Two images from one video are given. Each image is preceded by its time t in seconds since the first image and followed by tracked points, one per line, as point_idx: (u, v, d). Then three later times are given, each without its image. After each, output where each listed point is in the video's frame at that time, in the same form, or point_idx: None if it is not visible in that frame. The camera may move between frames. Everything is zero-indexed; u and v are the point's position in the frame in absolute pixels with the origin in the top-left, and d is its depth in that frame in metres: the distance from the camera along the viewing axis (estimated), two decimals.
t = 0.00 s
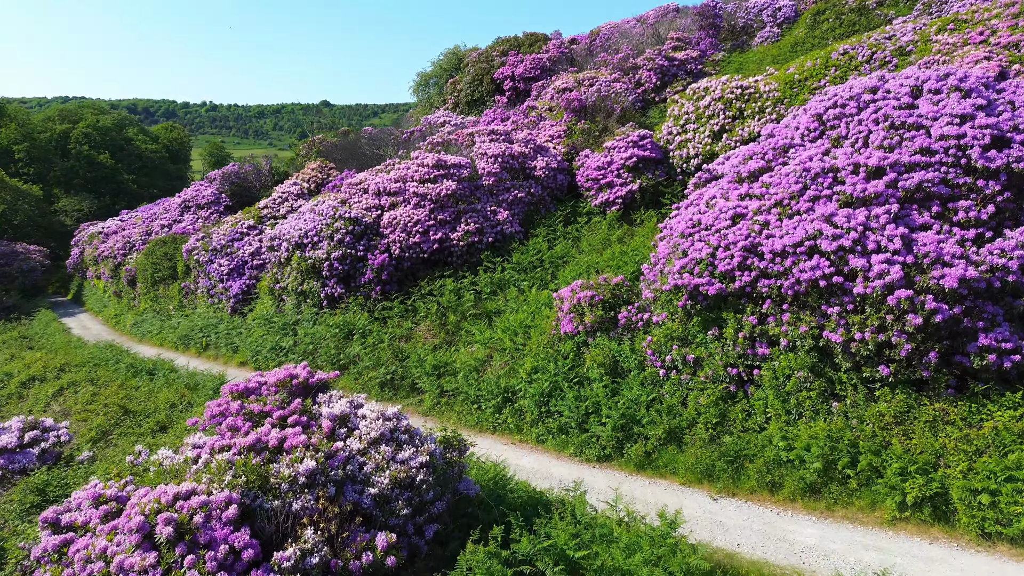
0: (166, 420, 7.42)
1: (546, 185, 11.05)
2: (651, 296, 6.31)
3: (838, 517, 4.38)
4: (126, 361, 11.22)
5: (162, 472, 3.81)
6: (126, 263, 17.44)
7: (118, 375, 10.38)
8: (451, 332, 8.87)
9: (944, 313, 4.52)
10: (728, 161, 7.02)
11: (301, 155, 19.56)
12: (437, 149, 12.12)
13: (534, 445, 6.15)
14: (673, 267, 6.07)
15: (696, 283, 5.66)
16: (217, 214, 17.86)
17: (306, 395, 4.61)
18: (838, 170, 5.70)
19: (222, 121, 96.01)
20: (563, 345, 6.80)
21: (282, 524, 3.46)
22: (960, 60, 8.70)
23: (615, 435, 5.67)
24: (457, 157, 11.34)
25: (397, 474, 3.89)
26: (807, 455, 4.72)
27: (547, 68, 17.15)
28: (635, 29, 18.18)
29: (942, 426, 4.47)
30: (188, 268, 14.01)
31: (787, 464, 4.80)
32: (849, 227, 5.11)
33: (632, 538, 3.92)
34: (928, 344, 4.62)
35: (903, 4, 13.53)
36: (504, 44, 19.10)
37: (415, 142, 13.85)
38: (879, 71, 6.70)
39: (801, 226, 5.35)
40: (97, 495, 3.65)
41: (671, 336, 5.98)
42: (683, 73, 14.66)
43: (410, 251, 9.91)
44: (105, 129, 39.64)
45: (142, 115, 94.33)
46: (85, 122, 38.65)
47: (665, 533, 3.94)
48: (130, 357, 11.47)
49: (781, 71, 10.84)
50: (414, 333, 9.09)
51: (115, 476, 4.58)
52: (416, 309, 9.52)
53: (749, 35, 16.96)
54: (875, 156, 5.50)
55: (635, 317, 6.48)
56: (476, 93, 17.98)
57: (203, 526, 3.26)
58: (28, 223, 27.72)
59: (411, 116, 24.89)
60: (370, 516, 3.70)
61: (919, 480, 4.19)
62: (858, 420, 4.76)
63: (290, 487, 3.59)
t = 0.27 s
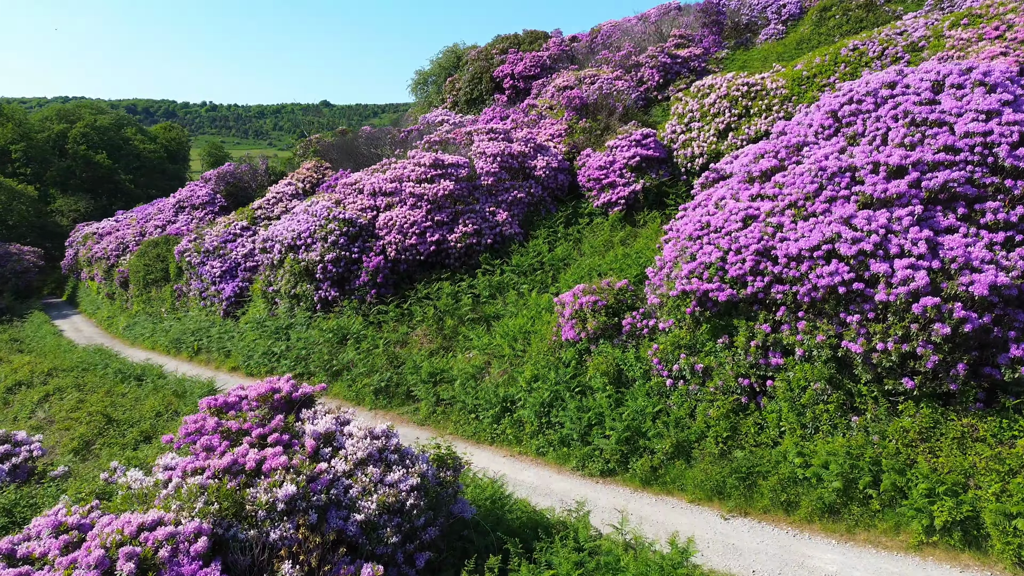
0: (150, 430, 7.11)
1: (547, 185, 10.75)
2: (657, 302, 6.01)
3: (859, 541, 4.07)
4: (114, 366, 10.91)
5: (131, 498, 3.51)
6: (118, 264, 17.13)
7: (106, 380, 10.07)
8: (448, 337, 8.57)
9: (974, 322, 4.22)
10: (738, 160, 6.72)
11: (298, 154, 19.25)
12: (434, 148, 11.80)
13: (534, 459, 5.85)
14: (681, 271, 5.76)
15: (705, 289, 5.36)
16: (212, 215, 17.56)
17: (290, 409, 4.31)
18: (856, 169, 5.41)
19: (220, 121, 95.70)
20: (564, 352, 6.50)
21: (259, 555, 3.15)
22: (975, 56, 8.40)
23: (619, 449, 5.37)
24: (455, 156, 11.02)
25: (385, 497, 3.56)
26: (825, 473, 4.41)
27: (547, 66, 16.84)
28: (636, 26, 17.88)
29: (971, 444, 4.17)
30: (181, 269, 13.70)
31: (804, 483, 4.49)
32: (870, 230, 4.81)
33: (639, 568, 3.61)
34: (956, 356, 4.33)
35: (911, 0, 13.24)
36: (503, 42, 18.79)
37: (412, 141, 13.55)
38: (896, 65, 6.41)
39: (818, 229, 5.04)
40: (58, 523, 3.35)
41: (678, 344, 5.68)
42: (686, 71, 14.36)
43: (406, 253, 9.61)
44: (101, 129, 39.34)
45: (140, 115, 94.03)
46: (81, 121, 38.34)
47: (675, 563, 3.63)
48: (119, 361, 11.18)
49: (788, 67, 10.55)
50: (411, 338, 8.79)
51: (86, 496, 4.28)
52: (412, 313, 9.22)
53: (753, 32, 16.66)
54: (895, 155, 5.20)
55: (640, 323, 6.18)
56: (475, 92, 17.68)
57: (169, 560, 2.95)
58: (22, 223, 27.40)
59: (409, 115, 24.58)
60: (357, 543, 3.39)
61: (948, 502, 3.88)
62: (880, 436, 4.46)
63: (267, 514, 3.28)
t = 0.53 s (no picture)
0: (134, 441, 6.81)
1: (547, 185, 10.44)
2: (664, 308, 5.71)
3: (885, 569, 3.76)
4: (103, 371, 10.61)
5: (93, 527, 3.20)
6: (111, 266, 16.82)
7: (92, 386, 9.77)
8: (445, 342, 8.28)
9: (1009, 333, 3.92)
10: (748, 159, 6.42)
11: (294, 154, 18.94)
12: (432, 147, 11.48)
13: (534, 473, 5.56)
14: (690, 276, 5.45)
15: (716, 295, 5.05)
16: (206, 215, 17.24)
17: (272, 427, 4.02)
18: (876, 169, 5.11)
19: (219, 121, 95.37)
20: (566, 360, 6.20)
21: None
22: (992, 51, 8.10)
23: (625, 465, 5.07)
24: (453, 155, 10.70)
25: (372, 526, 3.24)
26: (847, 493, 4.10)
27: (547, 64, 16.54)
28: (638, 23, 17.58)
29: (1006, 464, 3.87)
30: (173, 272, 13.39)
31: (824, 504, 4.18)
32: (893, 233, 4.51)
33: None
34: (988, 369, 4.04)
35: None
36: (503, 39, 18.48)
37: (410, 140, 13.24)
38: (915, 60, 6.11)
39: (837, 232, 4.75)
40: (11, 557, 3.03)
41: (687, 353, 5.38)
42: (689, 69, 14.06)
43: (402, 255, 9.31)
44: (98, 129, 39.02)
45: (139, 115, 93.71)
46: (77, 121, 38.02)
47: None
48: (107, 366, 10.88)
49: (796, 64, 10.25)
50: (406, 343, 8.50)
51: (52, 521, 3.98)
52: (408, 317, 8.92)
53: (757, 29, 16.36)
54: (919, 153, 4.90)
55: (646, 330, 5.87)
56: (474, 90, 17.37)
57: None
58: (16, 224, 27.08)
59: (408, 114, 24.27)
60: None
61: (983, 528, 3.57)
62: (905, 454, 4.16)
63: (241, 547, 2.98)
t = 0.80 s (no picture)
0: (116, 453, 6.51)
1: (548, 185, 10.14)
2: (672, 316, 5.41)
3: None
4: (91, 377, 10.32)
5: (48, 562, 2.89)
6: (103, 267, 16.52)
7: (79, 392, 9.48)
8: (442, 348, 7.98)
9: None
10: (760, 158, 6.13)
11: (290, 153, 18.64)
12: (429, 146, 11.17)
13: (534, 489, 5.26)
14: (700, 282, 5.15)
15: (728, 302, 4.75)
16: (201, 216, 16.95)
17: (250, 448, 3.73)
18: (900, 168, 4.81)
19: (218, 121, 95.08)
20: (568, 370, 5.90)
21: None
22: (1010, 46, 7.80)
23: (631, 483, 4.77)
24: (451, 155, 10.38)
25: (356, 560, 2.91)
26: (873, 518, 3.79)
27: (547, 62, 16.24)
28: (640, 20, 17.27)
29: None
30: (164, 274, 13.09)
31: (847, 529, 3.88)
32: (921, 237, 4.21)
33: None
34: None
35: None
36: (503, 37, 18.18)
37: (407, 139, 12.93)
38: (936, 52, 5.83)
39: (859, 235, 4.45)
40: None
41: (696, 364, 5.08)
42: (693, 66, 13.76)
43: (398, 258, 9.01)
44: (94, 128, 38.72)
45: (138, 115, 93.41)
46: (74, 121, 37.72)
47: None
48: (96, 371, 10.58)
49: (804, 60, 9.94)
50: (402, 349, 8.20)
51: (13, 550, 3.68)
52: (403, 322, 8.62)
53: (761, 26, 16.06)
54: (946, 151, 4.60)
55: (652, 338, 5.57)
56: (473, 88, 17.06)
57: None
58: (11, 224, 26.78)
59: (408, 113, 23.94)
60: None
61: None
62: (934, 476, 3.86)
63: None
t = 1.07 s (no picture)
0: (96, 466, 6.21)
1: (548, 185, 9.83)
2: (681, 324, 5.10)
3: None
4: (77, 382, 10.01)
5: None
6: (95, 269, 16.22)
7: (64, 399, 9.17)
8: (439, 355, 7.69)
9: None
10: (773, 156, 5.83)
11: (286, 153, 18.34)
12: (426, 145, 10.85)
13: (534, 506, 4.97)
14: (711, 288, 4.84)
15: (742, 310, 4.45)
16: (195, 216, 16.64)
17: (223, 473, 3.46)
18: (926, 167, 4.52)
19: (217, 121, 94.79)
20: (570, 380, 5.59)
21: None
22: None
23: (637, 504, 4.47)
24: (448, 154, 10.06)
25: None
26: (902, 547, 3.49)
27: (547, 60, 15.95)
28: (642, 18, 16.97)
29: None
30: (155, 276, 12.78)
31: (873, 558, 3.58)
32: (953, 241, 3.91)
33: None
34: None
35: None
36: (502, 34, 17.87)
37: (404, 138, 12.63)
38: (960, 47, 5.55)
39: (884, 240, 4.14)
40: None
41: (706, 375, 4.77)
42: (696, 64, 13.47)
43: (393, 260, 8.70)
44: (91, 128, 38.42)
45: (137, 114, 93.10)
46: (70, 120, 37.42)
47: None
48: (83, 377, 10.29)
49: (812, 56, 9.65)
50: (397, 356, 7.91)
51: None
52: (398, 327, 8.33)
53: (766, 23, 15.77)
54: (977, 149, 4.31)
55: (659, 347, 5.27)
56: (472, 87, 16.76)
57: None
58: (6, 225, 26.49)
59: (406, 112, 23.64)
60: None
61: None
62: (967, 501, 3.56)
63: None
